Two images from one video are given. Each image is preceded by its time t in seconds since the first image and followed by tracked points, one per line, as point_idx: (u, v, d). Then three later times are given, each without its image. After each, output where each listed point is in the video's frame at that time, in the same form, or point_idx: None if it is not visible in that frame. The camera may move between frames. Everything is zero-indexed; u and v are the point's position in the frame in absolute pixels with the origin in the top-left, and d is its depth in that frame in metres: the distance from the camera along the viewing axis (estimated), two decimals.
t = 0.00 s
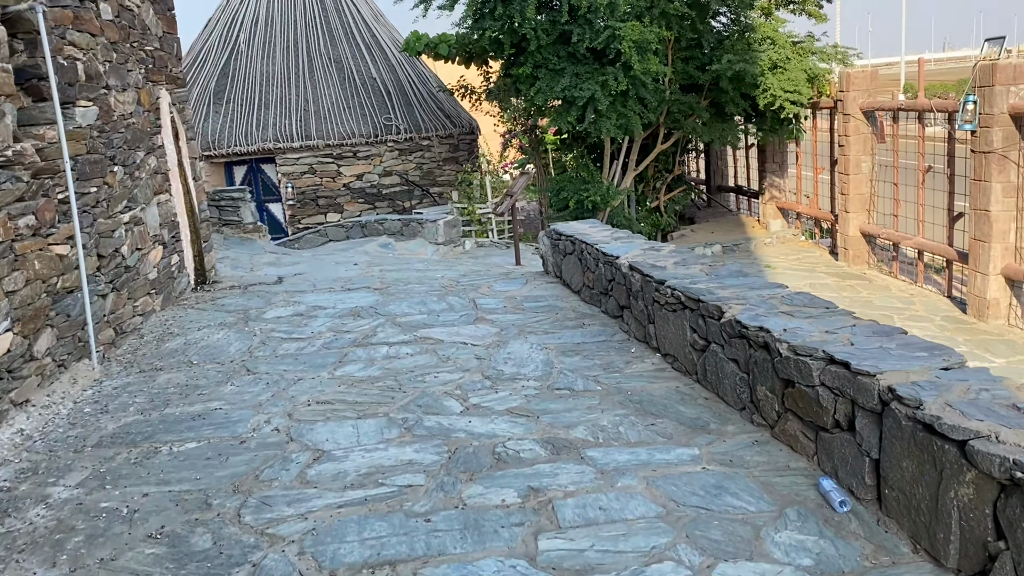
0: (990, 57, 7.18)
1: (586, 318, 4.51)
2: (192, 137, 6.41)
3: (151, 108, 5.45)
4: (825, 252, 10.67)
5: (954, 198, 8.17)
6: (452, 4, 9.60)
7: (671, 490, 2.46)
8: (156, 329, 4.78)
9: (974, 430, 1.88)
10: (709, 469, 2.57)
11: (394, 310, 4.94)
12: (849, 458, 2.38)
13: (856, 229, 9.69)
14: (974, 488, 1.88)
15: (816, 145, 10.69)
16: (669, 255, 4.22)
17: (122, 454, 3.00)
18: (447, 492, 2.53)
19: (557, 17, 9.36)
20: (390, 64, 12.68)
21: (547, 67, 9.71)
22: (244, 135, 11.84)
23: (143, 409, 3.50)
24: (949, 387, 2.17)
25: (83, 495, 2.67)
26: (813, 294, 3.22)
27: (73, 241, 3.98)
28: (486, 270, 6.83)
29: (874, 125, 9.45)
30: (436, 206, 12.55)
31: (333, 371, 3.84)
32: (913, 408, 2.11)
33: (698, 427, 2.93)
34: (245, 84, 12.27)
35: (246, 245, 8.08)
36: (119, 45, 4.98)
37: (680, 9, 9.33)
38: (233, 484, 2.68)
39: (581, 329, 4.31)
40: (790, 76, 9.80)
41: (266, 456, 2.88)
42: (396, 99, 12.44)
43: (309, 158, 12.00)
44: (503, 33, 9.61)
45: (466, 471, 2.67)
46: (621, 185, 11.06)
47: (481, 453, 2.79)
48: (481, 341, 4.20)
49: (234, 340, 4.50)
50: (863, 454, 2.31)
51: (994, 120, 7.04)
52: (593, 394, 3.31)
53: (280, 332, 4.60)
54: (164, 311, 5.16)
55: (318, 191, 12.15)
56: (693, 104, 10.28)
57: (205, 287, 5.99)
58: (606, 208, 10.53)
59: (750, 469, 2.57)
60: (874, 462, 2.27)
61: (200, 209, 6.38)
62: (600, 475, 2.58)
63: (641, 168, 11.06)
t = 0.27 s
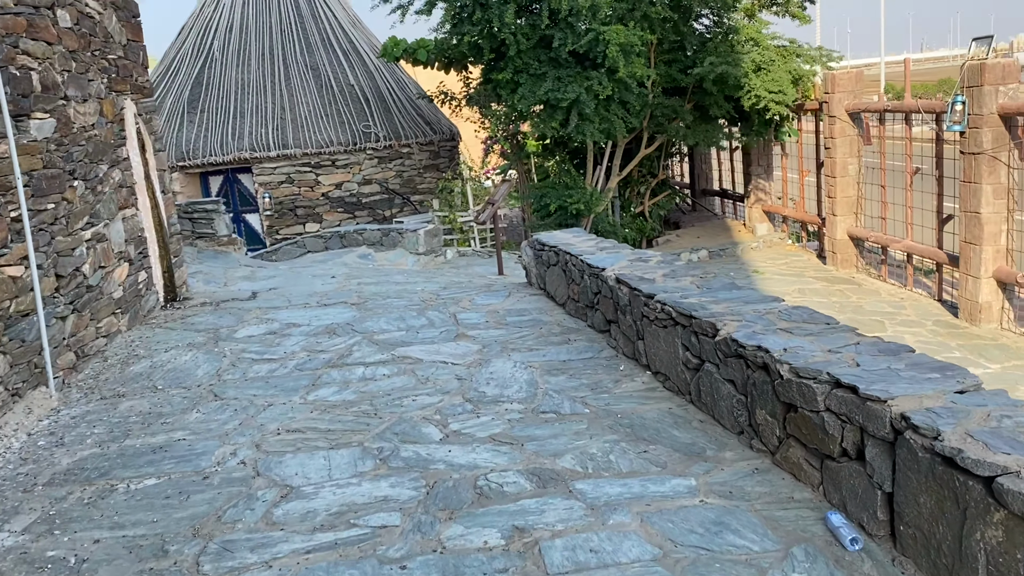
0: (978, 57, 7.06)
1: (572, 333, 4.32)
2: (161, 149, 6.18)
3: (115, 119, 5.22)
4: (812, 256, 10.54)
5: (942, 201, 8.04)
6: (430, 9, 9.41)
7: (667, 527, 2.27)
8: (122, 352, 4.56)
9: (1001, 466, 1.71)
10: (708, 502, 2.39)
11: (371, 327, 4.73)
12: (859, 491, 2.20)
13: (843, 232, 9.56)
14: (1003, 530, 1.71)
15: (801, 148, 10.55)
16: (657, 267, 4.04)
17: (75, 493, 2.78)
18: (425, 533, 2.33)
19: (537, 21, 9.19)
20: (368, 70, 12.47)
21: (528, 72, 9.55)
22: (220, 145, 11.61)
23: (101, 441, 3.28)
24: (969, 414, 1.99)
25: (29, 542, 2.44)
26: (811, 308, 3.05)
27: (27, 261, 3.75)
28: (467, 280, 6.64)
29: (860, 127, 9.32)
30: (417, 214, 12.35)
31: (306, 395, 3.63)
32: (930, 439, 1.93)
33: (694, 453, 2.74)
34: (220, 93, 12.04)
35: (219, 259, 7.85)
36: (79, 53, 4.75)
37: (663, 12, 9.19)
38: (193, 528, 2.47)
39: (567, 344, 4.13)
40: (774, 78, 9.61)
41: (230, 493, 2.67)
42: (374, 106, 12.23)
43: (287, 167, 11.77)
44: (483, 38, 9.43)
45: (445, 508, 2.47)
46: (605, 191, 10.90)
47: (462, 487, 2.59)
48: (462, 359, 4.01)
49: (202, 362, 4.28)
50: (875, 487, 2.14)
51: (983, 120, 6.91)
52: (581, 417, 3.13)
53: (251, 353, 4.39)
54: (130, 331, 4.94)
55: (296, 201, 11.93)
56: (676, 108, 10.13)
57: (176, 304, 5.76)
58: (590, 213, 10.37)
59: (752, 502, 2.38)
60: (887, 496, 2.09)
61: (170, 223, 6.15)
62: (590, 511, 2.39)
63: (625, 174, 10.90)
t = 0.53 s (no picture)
0: (975, 62, 6.93)
1: (569, 353, 4.13)
2: (141, 168, 5.97)
3: (89, 138, 5.01)
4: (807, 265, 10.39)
5: (940, 208, 7.90)
6: (416, 22, 9.24)
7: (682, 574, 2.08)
8: (98, 382, 4.34)
9: None
10: (725, 544, 2.20)
11: (359, 350, 4.53)
12: (892, 531, 2.02)
13: (840, 241, 9.40)
14: None
15: (793, 156, 10.40)
16: (658, 283, 3.86)
17: (38, 544, 2.56)
18: None
19: (526, 33, 9.04)
20: (355, 85, 12.30)
21: (517, 85, 9.38)
22: (205, 163, 11.42)
23: (70, 482, 3.06)
24: (1015, 448, 1.81)
25: None
26: (825, 327, 2.87)
27: None
28: (458, 297, 6.44)
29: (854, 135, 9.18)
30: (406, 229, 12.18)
31: (289, 427, 3.42)
32: (976, 478, 1.74)
33: (706, 487, 2.55)
34: (204, 110, 11.84)
35: (203, 279, 7.62)
36: (49, 71, 4.55)
37: (653, 22, 9.05)
38: None
39: (564, 366, 3.93)
40: (765, 85, 9.47)
41: (206, 542, 2.46)
42: (362, 121, 12.05)
43: (273, 185, 11.58)
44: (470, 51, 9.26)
45: (440, 555, 2.27)
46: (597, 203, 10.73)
47: (457, 530, 2.39)
48: (455, 383, 3.81)
49: (181, 392, 4.06)
50: (911, 528, 1.95)
51: (982, 126, 6.77)
52: (584, 446, 2.93)
53: (233, 381, 4.18)
54: (107, 359, 4.72)
55: (283, 218, 11.73)
56: (667, 118, 9.98)
57: (156, 329, 5.55)
58: (583, 225, 10.20)
59: (773, 543, 2.19)
60: (925, 538, 1.91)
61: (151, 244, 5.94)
62: (597, 556, 2.19)
63: (616, 185, 10.72)
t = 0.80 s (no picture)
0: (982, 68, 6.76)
1: (573, 382, 3.91)
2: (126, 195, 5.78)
3: (69, 165, 4.82)
4: (812, 278, 10.18)
5: (950, 218, 7.69)
6: (409, 39, 9.09)
7: None
8: (77, 422, 4.12)
9: None
10: None
11: (352, 382, 4.31)
12: None
13: (846, 253, 9.19)
14: None
15: (795, 168, 10.21)
16: (665, 307, 3.65)
17: None
18: None
19: (521, 49, 8.88)
20: (349, 104, 12.14)
21: (513, 101, 9.21)
22: (197, 186, 11.24)
23: (39, 537, 2.84)
24: None
25: None
26: (849, 355, 2.66)
27: None
28: (456, 322, 6.24)
29: (858, 145, 9.00)
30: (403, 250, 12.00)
31: (276, 470, 3.20)
32: None
33: (727, 535, 2.34)
34: (196, 133, 11.68)
35: (195, 307, 7.42)
36: (25, 96, 4.36)
37: (651, 35, 8.89)
38: None
39: (568, 396, 3.71)
40: (765, 97, 9.30)
41: None
42: (356, 141, 11.88)
43: (267, 207, 11.40)
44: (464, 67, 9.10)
45: None
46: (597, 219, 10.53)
47: None
48: (453, 418, 3.59)
49: (164, 431, 3.84)
50: None
51: (991, 133, 6.58)
52: (592, 489, 2.71)
53: (219, 419, 3.96)
54: (88, 396, 4.50)
55: (277, 241, 11.57)
56: (666, 131, 9.81)
57: (142, 362, 5.33)
58: (583, 242, 10.01)
59: None
60: None
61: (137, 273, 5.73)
62: None
63: (616, 201, 10.54)
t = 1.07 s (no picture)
0: (1004, 73, 6.54)
1: (587, 411, 3.69)
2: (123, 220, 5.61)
3: (61, 190, 4.65)
4: (830, 291, 9.92)
5: (973, 228, 7.44)
6: (413, 56, 8.94)
7: None
8: (67, 459, 3.91)
9: None
10: None
11: (355, 412, 4.11)
12: None
13: (864, 266, 8.95)
14: None
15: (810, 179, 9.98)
16: (685, 330, 3.43)
17: None
18: None
19: (527, 63, 8.71)
20: (355, 123, 12.02)
21: (519, 116, 9.02)
22: (203, 209, 11.13)
23: None
24: None
25: None
26: (891, 385, 2.43)
27: None
28: (464, 344, 6.03)
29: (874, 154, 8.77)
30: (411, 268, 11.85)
31: (271, 513, 2.99)
32: None
33: None
34: (201, 155, 11.56)
35: (197, 333, 7.24)
36: (13, 119, 4.20)
37: (659, 46, 8.70)
38: None
39: (583, 426, 3.49)
40: (778, 107, 9.09)
41: None
42: (362, 159, 11.74)
43: (273, 229, 11.26)
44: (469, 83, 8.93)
45: None
46: (607, 235, 10.32)
47: None
48: (460, 451, 3.38)
49: (156, 469, 3.64)
50: None
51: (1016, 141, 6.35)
52: (612, 534, 2.49)
53: (215, 454, 3.75)
54: (81, 431, 4.30)
55: (284, 262, 11.41)
56: (677, 144, 9.62)
57: (140, 393, 5.14)
58: (593, 258, 9.78)
59: None
60: None
61: (136, 300, 5.56)
62: None
63: (626, 216, 10.32)
